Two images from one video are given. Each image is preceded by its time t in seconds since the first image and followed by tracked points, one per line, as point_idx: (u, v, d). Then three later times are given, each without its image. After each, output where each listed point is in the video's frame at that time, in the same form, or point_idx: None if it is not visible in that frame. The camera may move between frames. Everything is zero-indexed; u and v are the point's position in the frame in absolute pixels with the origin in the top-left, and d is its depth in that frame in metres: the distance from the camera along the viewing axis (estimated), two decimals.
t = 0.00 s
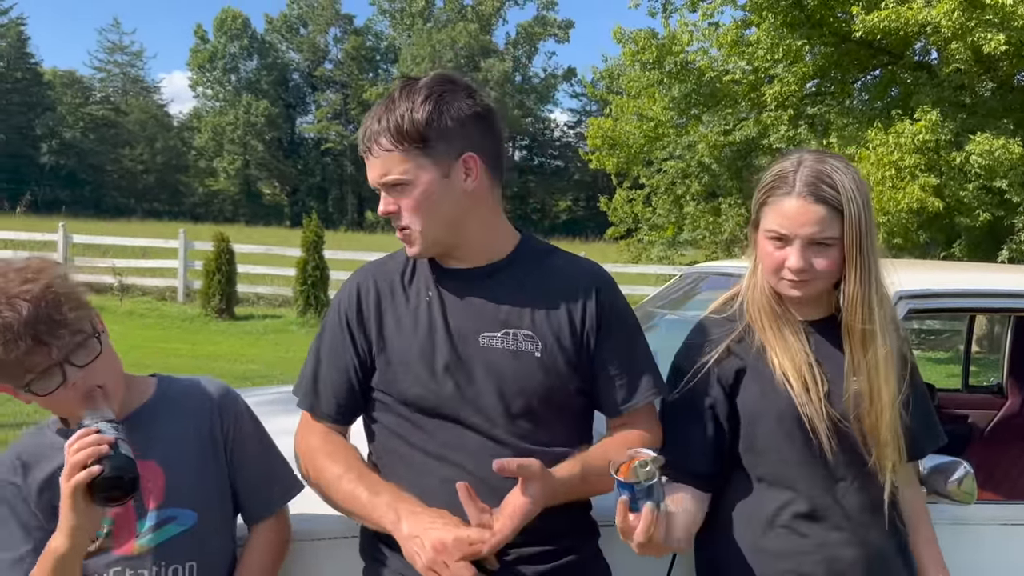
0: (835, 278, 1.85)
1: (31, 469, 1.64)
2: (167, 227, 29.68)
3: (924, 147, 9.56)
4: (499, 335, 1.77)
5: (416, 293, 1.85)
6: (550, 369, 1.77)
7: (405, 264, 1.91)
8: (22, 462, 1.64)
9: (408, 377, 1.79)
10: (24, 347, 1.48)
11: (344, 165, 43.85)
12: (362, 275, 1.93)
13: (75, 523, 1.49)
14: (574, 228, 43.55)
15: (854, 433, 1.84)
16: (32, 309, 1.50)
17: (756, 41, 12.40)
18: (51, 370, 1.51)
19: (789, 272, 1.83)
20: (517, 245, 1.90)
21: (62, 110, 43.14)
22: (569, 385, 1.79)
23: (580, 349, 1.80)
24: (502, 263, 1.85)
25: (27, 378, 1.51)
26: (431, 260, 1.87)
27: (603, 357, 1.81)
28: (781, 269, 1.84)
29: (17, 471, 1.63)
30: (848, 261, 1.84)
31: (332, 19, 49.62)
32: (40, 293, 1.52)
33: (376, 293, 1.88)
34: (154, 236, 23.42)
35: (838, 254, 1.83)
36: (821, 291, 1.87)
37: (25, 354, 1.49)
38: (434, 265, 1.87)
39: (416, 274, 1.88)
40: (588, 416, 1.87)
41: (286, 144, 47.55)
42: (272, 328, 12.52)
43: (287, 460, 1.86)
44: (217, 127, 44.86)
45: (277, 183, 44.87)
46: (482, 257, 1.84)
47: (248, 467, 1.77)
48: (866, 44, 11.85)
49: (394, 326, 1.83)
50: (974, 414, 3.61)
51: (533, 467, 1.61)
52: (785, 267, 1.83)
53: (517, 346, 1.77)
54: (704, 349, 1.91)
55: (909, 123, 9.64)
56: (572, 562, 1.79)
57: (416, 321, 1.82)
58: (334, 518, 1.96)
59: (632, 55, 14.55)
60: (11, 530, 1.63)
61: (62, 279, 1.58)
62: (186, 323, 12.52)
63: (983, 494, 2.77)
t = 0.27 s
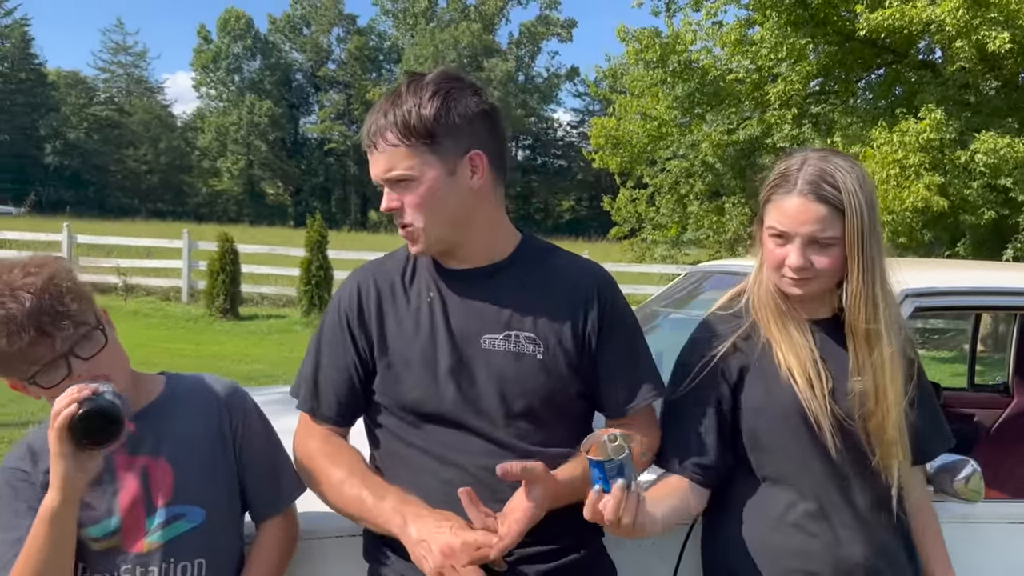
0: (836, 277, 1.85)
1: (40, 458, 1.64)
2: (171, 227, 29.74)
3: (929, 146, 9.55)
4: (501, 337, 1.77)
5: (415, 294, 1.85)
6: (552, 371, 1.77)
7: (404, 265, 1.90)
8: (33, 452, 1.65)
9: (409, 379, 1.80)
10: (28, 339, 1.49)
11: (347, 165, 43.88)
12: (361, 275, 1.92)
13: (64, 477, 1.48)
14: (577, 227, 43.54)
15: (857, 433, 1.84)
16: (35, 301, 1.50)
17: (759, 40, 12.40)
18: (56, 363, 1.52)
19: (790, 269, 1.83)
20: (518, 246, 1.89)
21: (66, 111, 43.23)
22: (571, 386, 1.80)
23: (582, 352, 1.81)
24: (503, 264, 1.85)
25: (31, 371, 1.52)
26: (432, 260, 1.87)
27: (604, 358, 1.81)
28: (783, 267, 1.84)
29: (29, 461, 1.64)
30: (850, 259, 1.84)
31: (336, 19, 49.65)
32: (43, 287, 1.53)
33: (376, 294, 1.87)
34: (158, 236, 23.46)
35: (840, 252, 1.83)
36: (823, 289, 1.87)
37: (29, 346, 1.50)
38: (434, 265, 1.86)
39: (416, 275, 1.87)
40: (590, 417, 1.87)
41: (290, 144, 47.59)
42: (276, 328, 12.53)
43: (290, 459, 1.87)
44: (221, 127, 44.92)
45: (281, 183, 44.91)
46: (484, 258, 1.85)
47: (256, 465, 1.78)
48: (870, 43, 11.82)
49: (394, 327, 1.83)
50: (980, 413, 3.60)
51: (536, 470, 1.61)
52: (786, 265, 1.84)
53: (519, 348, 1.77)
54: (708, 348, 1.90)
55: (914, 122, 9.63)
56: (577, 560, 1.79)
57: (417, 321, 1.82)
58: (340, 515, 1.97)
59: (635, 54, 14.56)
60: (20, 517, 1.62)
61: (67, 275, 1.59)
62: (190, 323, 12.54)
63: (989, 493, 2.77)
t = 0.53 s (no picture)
0: (836, 279, 1.85)
1: (47, 452, 1.65)
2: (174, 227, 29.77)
3: (933, 145, 9.53)
4: (506, 335, 1.77)
5: (420, 291, 1.85)
6: (557, 369, 1.77)
7: (410, 261, 1.90)
8: (38, 446, 1.65)
9: (413, 376, 1.80)
10: (33, 331, 1.49)
11: (350, 165, 43.89)
12: (365, 270, 1.91)
13: (68, 465, 1.48)
14: (580, 226, 43.51)
15: (857, 435, 1.84)
16: (41, 293, 1.51)
17: (763, 39, 12.40)
18: (61, 355, 1.52)
19: (789, 270, 1.83)
20: (525, 243, 1.88)
21: (70, 110, 43.30)
22: (576, 384, 1.80)
23: (587, 349, 1.80)
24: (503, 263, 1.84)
25: (35, 363, 1.52)
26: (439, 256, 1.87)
27: (609, 357, 1.81)
28: (782, 267, 1.84)
29: (34, 456, 1.65)
30: (850, 261, 1.82)
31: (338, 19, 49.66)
32: (49, 279, 1.54)
33: (381, 289, 1.87)
34: (162, 235, 23.49)
35: (840, 254, 1.82)
36: (824, 290, 1.87)
37: (34, 337, 1.50)
38: (440, 262, 1.86)
39: (422, 271, 1.87)
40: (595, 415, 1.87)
41: (293, 143, 47.63)
42: (280, 327, 12.54)
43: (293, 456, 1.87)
44: (224, 126, 44.97)
45: (284, 183, 44.94)
46: (490, 255, 1.84)
47: (262, 463, 1.78)
48: (874, 41, 11.79)
49: (398, 324, 1.83)
50: (985, 412, 3.59)
51: (538, 470, 1.61)
52: (785, 265, 1.83)
53: (524, 346, 1.77)
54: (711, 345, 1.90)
55: (918, 120, 9.62)
56: (580, 559, 1.79)
57: (421, 318, 1.82)
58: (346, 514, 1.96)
59: (639, 53, 14.57)
60: (28, 509, 1.61)
61: (72, 269, 1.60)
62: (193, 322, 12.55)
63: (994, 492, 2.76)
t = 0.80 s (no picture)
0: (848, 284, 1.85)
1: (46, 454, 1.65)
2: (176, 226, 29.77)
3: (936, 143, 9.51)
4: (513, 333, 1.78)
5: (424, 289, 1.84)
6: (562, 368, 1.77)
7: (413, 258, 1.89)
8: (37, 448, 1.66)
9: (419, 374, 1.79)
10: (34, 315, 1.51)
11: (352, 164, 43.88)
12: (367, 267, 1.90)
13: (71, 482, 1.48)
14: (582, 226, 43.46)
15: (859, 439, 1.84)
16: (48, 280, 1.53)
17: (766, 38, 12.39)
18: (61, 342, 1.53)
19: (803, 280, 1.82)
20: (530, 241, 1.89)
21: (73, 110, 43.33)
22: (580, 383, 1.80)
23: (592, 348, 1.81)
24: (509, 263, 1.83)
25: (34, 349, 1.52)
26: (443, 252, 1.86)
27: (612, 356, 1.82)
28: (796, 276, 1.83)
29: (33, 458, 1.65)
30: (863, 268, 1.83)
31: (341, 18, 49.67)
32: (57, 269, 1.57)
33: (385, 288, 1.86)
34: (164, 235, 23.50)
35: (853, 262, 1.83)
36: (834, 296, 1.87)
37: (35, 322, 1.51)
38: (444, 258, 1.86)
39: (426, 269, 1.86)
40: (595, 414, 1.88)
41: (295, 143, 47.64)
42: (282, 326, 12.54)
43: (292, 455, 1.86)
44: (226, 125, 44.99)
45: (286, 182, 44.94)
46: (501, 253, 1.83)
47: (262, 464, 1.78)
48: (877, 41, 11.78)
49: (403, 322, 1.82)
50: (987, 412, 3.59)
51: (553, 463, 1.64)
52: (800, 274, 1.82)
53: (530, 344, 1.77)
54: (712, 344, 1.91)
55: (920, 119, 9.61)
56: (582, 560, 1.79)
57: (426, 315, 1.81)
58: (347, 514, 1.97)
59: (641, 52, 14.58)
60: (27, 514, 1.62)
61: (82, 262, 1.63)
62: (195, 322, 12.55)
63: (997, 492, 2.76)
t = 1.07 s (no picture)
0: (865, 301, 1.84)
1: (43, 457, 1.65)
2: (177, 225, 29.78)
3: (937, 143, 9.51)
4: (513, 328, 1.78)
5: (421, 291, 1.83)
6: (561, 364, 1.79)
7: (407, 258, 1.88)
8: (34, 450, 1.65)
9: (419, 377, 1.79)
10: (31, 307, 1.52)
11: (353, 163, 43.89)
12: (362, 269, 1.88)
13: (67, 502, 1.48)
14: (584, 225, 43.46)
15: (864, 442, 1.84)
16: (47, 275, 1.55)
17: (768, 37, 12.39)
18: (56, 337, 1.53)
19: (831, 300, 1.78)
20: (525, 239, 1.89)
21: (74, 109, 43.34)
22: (577, 378, 1.82)
23: (587, 341, 1.82)
24: (506, 262, 1.83)
25: (29, 342, 1.53)
26: (440, 254, 1.85)
27: (607, 353, 1.84)
28: (824, 294, 1.78)
29: (30, 459, 1.65)
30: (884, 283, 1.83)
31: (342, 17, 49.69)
32: (60, 263, 1.58)
33: (380, 290, 1.84)
34: (165, 233, 23.52)
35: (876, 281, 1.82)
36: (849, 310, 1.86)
37: (32, 315, 1.52)
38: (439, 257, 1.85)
39: (422, 269, 1.85)
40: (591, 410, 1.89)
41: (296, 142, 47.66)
42: (283, 325, 12.55)
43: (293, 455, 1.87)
44: (228, 124, 45.00)
45: (288, 181, 44.94)
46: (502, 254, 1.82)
47: (260, 463, 1.78)
48: (878, 39, 11.78)
49: (402, 325, 1.81)
50: (988, 411, 3.60)
51: (555, 456, 1.61)
52: (829, 293, 1.78)
53: (529, 339, 1.78)
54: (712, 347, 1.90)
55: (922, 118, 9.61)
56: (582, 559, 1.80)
57: (425, 317, 1.81)
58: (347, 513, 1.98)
59: (642, 51, 14.59)
60: (25, 520, 1.63)
61: (87, 257, 1.65)
62: (197, 321, 12.55)
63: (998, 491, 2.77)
